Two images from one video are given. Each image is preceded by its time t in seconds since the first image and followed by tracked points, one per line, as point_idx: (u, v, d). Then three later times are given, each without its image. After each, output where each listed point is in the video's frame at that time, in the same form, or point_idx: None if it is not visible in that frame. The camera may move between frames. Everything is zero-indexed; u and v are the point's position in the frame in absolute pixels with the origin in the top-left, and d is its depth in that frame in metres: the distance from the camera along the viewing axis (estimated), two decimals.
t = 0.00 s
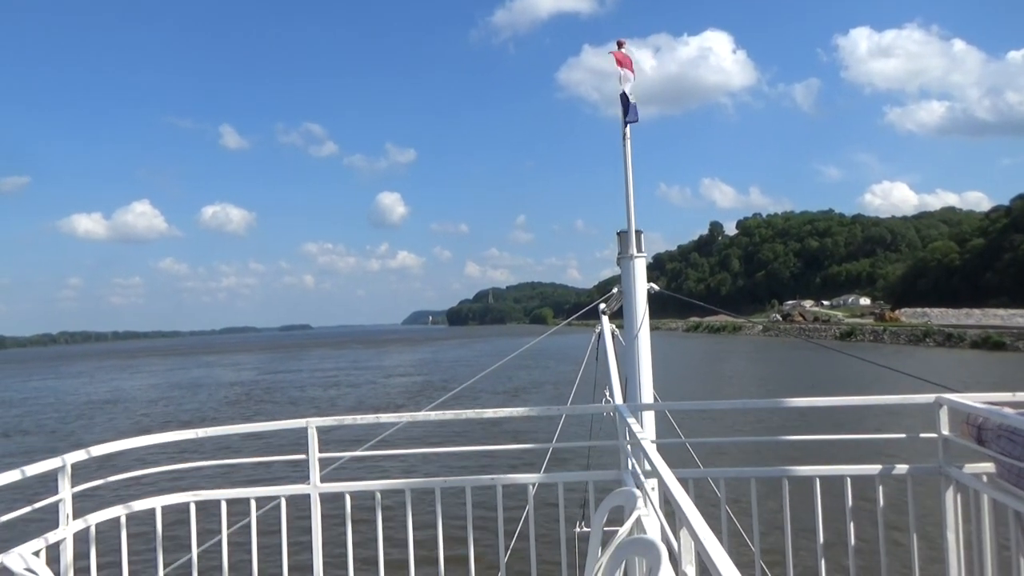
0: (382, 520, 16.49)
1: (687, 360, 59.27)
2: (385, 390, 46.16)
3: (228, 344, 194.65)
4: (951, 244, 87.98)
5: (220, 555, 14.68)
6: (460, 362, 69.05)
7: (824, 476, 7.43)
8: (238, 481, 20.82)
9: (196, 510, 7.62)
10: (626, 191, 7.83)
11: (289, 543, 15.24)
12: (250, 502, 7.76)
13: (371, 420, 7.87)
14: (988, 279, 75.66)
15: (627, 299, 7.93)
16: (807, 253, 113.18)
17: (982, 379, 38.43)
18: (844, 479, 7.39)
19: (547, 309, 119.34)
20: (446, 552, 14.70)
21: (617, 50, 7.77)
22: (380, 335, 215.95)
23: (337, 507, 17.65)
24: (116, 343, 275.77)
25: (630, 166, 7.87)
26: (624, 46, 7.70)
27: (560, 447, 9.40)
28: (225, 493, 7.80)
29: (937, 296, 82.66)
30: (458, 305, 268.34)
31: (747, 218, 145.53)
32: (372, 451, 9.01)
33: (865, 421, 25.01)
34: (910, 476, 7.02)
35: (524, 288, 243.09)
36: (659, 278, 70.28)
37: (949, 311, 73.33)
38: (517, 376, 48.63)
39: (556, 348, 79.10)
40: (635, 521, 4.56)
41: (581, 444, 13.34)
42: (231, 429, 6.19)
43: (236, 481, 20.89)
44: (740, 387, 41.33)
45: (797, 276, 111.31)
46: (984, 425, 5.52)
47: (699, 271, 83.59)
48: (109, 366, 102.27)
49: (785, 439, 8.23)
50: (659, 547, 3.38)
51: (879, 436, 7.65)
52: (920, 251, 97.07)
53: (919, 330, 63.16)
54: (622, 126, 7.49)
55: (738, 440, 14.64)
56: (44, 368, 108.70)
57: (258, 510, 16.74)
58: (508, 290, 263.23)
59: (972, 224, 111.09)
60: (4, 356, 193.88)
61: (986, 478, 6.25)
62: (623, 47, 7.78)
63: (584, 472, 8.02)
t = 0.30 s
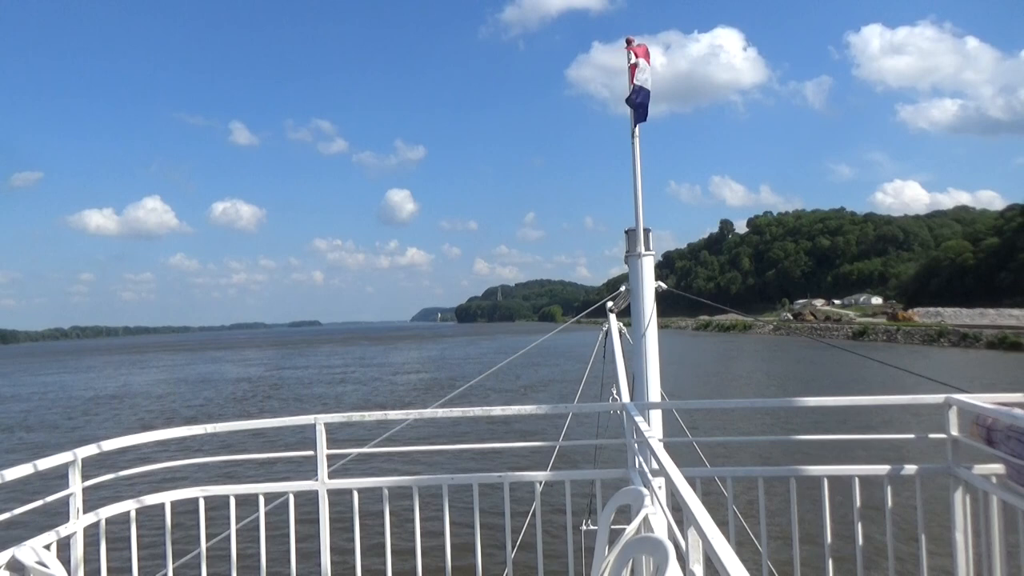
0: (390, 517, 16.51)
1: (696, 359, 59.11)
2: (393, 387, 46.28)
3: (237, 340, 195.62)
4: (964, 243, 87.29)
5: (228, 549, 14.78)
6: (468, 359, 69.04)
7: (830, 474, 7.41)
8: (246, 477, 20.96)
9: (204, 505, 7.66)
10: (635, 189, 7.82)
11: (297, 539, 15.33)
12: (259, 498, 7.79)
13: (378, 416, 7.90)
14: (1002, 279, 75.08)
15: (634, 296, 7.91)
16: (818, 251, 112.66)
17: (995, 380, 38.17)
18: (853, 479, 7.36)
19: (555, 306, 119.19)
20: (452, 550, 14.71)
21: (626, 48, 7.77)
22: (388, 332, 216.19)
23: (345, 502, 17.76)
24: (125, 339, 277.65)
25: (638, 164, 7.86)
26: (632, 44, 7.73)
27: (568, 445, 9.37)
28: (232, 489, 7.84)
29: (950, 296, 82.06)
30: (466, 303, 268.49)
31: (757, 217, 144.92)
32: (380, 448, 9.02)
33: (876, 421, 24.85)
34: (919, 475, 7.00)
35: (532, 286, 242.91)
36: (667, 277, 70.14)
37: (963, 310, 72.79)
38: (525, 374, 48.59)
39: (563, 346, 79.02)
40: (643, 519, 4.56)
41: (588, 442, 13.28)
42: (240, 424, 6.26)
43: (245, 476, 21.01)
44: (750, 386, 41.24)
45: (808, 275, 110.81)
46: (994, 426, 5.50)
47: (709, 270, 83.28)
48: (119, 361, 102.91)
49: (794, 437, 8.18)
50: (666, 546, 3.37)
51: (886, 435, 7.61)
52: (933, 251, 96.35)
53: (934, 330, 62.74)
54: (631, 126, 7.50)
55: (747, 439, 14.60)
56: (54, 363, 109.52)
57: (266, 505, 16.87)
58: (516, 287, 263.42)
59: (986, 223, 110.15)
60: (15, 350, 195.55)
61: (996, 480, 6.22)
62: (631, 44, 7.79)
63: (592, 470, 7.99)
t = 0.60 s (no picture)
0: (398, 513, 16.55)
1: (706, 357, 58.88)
2: (401, 385, 46.32)
3: (246, 337, 196.52)
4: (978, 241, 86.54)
5: (238, 546, 14.86)
6: (477, 357, 68.99)
7: (840, 473, 7.37)
8: (255, 474, 21.07)
9: (214, 502, 7.70)
10: (644, 187, 7.81)
11: (306, 535, 15.42)
12: (268, 495, 7.83)
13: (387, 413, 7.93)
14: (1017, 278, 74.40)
15: (642, 293, 7.92)
16: (830, 249, 111.98)
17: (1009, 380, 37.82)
18: (862, 477, 7.32)
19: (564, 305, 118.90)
20: (460, 547, 14.75)
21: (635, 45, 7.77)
22: (397, 330, 216.27)
23: (354, 499, 17.84)
24: (135, 336, 279.65)
25: (647, 162, 7.86)
26: (641, 40, 7.73)
27: (575, 443, 9.36)
28: (242, 485, 7.89)
29: (964, 294, 81.42)
30: (476, 302, 268.26)
31: (768, 214, 144.19)
32: (389, 445, 9.04)
33: (889, 420, 24.67)
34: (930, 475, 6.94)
35: (541, 284, 242.41)
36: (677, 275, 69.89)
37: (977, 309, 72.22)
38: (533, 372, 48.52)
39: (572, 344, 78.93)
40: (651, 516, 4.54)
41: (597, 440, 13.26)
42: (250, 421, 6.30)
43: (254, 474, 21.11)
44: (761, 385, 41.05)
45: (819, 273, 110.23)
46: (1005, 424, 5.47)
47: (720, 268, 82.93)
48: (129, 359, 103.57)
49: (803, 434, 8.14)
50: (675, 543, 3.36)
51: (896, 434, 7.55)
52: (947, 249, 95.61)
53: (948, 329, 62.22)
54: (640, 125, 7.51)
55: (756, 438, 14.54)
56: (64, 360, 110.32)
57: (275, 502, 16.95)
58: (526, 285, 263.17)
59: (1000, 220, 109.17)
60: (26, 348, 197.06)
61: (1008, 479, 6.16)
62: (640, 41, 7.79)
63: (599, 467, 7.99)
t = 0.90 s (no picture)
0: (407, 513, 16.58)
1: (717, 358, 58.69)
2: (410, 385, 46.41)
3: (256, 337, 197.73)
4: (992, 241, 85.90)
5: (247, 545, 14.96)
6: (485, 358, 69.01)
7: (848, 473, 7.32)
8: (263, 473, 21.21)
9: (224, 501, 7.76)
10: (651, 186, 7.81)
11: (315, 535, 15.50)
12: (278, 495, 7.86)
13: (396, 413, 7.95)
14: None
15: (651, 292, 7.90)
16: (842, 249, 111.53)
17: None
18: (870, 477, 7.29)
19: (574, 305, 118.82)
20: (469, 547, 14.79)
21: (643, 44, 7.77)
22: (406, 331, 216.38)
23: (363, 498, 17.92)
24: (147, 335, 281.67)
25: (655, 162, 7.86)
26: (649, 39, 7.75)
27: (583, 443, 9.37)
28: (251, 484, 7.93)
29: (978, 294, 80.81)
30: (484, 302, 268.31)
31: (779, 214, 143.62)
32: (398, 445, 9.04)
33: (904, 420, 24.47)
34: (938, 477, 6.90)
35: (551, 284, 242.07)
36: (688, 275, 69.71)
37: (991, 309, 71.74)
38: (542, 372, 48.56)
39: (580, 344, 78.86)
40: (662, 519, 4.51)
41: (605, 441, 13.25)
42: (260, 421, 6.33)
43: (262, 473, 21.23)
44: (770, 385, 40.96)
45: (831, 273, 109.64)
46: (1015, 425, 5.45)
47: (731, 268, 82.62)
48: (139, 359, 104.42)
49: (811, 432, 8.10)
50: (683, 542, 3.37)
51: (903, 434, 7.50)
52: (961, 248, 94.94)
53: (965, 329, 61.75)
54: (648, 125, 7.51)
55: (765, 436, 14.57)
56: (76, 360, 111.29)
57: (284, 501, 17.05)
58: (535, 285, 263.16)
59: (1014, 219, 108.32)
60: (38, 347, 198.78)
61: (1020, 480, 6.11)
62: (648, 41, 7.80)
63: (606, 468, 7.98)
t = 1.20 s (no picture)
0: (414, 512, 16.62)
1: (725, 358, 58.53)
2: (417, 387, 46.54)
3: (264, 339, 198.72)
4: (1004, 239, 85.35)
5: (255, 544, 15.06)
6: (492, 359, 69.00)
7: (857, 474, 7.27)
8: (270, 474, 21.32)
9: (231, 501, 7.78)
10: (657, 186, 7.82)
11: (321, 535, 15.57)
12: (284, 495, 7.87)
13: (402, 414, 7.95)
14: None
15: (657, 292, 7.89)
16: (852, 248, 111.02)
17: None
18: (879, 479, 7.24)
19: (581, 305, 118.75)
20: (477, 548, 14.80)
21: (649, 44, 7.76)
22: (413, 331, 216.34)
23: (369, 498, 18.00)
24: (156, 337, 283.59)
25: (661, 162, 7.85)
26: (655, 39, 7.74)
27: (590, 444, 9.33)
28: (258, 484, 7.94)
29: (990, 293, 80.35)
30: (492, 303, 268.05)
31: (788, 213, 142.97)
32: (404, 446, 9.05)
33: (913, 420, 24.38)
34: (947, 478, 6.86)
35: (558, 284, 241.88)
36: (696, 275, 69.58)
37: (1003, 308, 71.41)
38: (549, 373, 48.56)
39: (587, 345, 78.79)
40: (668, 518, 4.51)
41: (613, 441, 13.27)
42: (268, 422, 6.35)
43: (268, 474, 21.36)
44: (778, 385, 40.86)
45: (841, 272, 109.17)
46: None
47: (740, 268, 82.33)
48: (147, 360, 105.03)
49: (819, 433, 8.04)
50: (690, 543, 3.36)
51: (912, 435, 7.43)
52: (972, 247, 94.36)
53: (979, 329, 61.43)
54: (653, 125, 7.51)
55: (773, 437, 14.58)
56: (86, 362, 112.23)
57: (290, 501, 17.15)
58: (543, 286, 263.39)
59: None
60: (49, 349, 200.58)
61: None
62: (654, 41, 7.79)
63: (613, 468, 7.96)
